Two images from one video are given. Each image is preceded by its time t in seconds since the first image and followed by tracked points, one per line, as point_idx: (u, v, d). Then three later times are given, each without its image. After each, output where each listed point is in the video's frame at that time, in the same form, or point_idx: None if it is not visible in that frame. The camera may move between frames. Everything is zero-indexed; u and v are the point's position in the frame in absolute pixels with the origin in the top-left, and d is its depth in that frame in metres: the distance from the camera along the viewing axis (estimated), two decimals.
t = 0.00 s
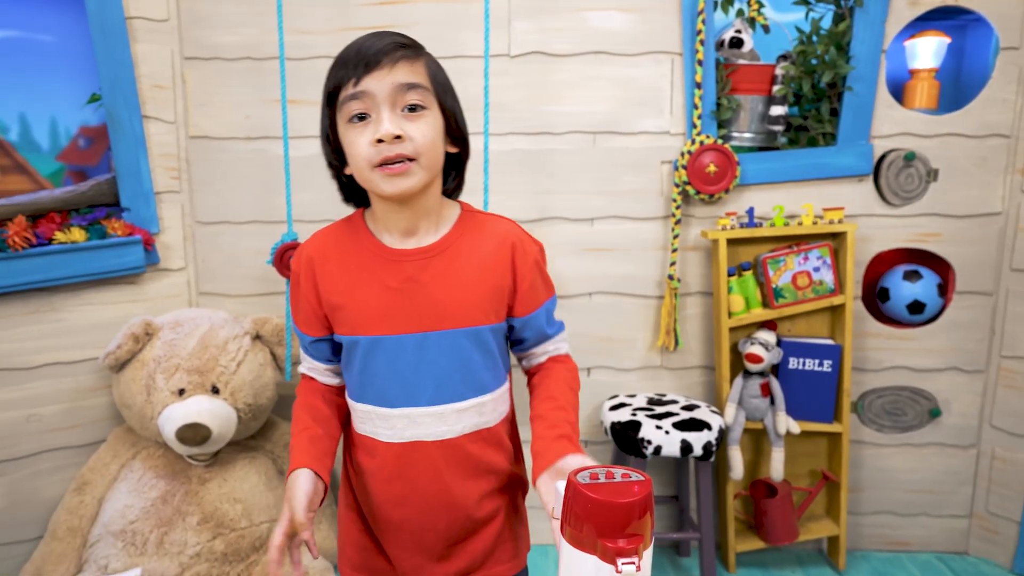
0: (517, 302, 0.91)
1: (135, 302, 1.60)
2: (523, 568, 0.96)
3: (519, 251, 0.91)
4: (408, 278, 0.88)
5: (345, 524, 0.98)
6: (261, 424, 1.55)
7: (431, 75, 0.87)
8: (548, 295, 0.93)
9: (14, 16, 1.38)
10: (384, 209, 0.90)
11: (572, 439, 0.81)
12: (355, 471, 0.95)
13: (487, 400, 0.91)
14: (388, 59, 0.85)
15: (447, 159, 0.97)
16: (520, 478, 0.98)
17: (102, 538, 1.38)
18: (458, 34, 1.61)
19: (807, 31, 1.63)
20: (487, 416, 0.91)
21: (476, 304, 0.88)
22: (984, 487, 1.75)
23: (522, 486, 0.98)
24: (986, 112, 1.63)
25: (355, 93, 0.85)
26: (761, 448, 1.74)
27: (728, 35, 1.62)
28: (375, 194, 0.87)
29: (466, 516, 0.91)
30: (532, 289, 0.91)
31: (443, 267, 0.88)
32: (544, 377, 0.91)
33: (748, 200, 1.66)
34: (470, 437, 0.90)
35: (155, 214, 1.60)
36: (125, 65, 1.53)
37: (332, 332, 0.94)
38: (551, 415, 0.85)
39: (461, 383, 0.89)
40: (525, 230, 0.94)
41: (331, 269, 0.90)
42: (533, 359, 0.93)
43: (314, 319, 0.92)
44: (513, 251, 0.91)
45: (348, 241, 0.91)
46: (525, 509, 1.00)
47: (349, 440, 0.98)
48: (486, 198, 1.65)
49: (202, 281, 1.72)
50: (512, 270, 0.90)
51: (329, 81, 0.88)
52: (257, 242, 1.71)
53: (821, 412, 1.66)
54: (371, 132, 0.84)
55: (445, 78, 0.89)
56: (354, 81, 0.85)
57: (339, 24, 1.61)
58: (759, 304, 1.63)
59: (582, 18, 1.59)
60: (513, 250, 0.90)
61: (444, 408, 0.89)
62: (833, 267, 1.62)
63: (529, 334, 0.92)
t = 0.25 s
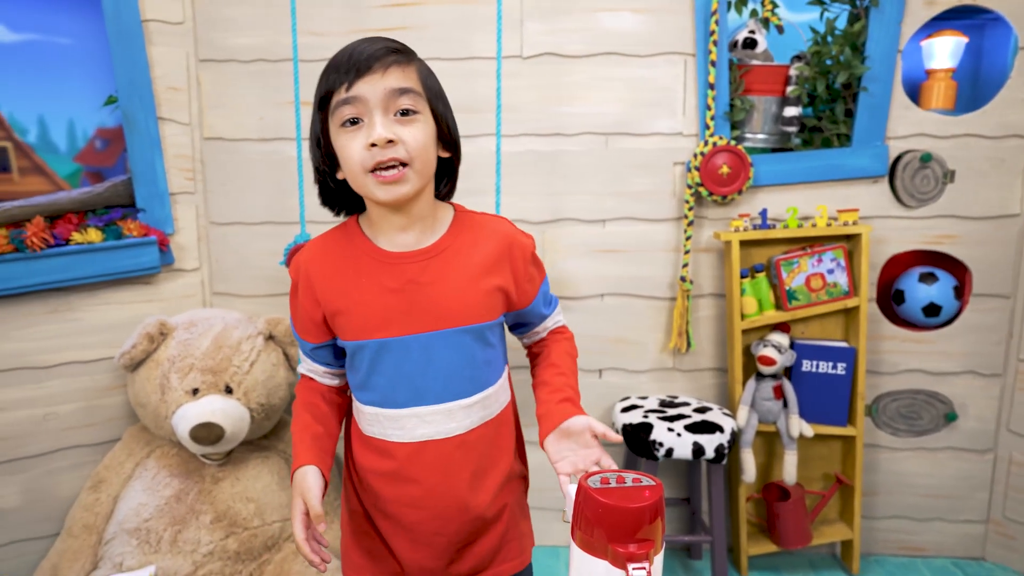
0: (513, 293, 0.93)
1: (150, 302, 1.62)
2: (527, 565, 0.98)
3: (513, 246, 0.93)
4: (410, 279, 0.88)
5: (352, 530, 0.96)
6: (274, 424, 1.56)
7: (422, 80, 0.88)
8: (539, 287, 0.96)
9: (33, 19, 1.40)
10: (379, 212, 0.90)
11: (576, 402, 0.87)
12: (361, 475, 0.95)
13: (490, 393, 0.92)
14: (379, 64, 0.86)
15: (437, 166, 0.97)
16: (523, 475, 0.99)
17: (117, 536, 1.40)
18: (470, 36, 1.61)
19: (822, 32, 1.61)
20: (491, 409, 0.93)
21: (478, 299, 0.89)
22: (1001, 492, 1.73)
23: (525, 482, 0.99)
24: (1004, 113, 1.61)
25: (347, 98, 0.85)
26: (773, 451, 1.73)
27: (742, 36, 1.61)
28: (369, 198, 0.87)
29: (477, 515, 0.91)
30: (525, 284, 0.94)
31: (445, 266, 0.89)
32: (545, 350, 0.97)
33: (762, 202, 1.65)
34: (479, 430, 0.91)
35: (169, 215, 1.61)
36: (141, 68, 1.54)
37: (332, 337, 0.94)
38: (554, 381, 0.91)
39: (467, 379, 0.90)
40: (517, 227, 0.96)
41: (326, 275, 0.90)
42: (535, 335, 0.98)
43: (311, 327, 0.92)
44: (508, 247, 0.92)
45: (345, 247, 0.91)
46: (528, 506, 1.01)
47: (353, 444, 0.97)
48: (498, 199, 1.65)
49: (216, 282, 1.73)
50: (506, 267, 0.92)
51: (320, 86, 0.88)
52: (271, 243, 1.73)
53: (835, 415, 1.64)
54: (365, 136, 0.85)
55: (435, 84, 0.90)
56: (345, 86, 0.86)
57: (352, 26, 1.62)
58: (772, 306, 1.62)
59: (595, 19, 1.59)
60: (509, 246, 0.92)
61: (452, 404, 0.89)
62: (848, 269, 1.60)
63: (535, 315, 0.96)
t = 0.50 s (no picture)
0: (537, 304, 0.93)
1: (160, 303, 1.63)
2: (539, 570, 0.97)
3: (538, 257, 0.93)
4: (435, 280, 0.88)
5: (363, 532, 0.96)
6: (282, 424, 1.57)
7: (460, 89, 0.88)
8: (560, 303, 0.96)
9: (46, 22, 1.41)
10: (409, 216, 0.90)
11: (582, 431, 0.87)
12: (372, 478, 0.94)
13: (508, 399, 0.92)
14: (419, 72, 0.85)
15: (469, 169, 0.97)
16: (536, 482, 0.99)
17: (127, 535, 1.41)
18: (479, 37, 1.61)
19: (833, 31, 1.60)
20: (507, 415, 0.93)
21: (503, 306, 0.89)
22: (1014, 496, 1.71)
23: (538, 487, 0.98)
24: (1018, 112, 1.60)
25: (385, 105, 0.85)
26: (782, 454, 1.72)
27: (752, 36, 1.60)
28: (402, 203, 0.87)
29: (488, 519, 0.91)
30: (549, 297, 0.94)
31: (469, 270, 0.89)
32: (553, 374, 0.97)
33: (772, 203, 1.64)
34: (492, 436, 0.91)
35: (179, 215, 1.62)
36: (152, 70, 1.55)
37: (352, 334, 0.93)
38: (560, 408, 0.90)
39: (485, 384, 0.89)
40: (542, 239, 0.96)
41: (353, 272, 0.90)
42: (545, 357, 0.98)
43: (334, 323, 0.91)
44: (533, 257, 0.93)
45: (371, 244, 0.91)
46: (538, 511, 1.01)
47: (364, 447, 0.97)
48: (506, 200, 1.65)
49: (225, 282, 1.74)
50: (531, 277, 0.92)
51: (358, 91, 0.88)
52: (280, 243, 1.73)
53: (845, 418, 1.63)
54: (401, 144, 0.85)
55: (472, 92, 0.89)
56: (384, 93, 0.85)
57: (361, 27, 1.62)
58: (781, 308, 1.61)
59: (603, 20, 1.59)
60: (534, 256, 0.92)
61: (470, 408, 0.89)
62: (859, 270, 1.59)
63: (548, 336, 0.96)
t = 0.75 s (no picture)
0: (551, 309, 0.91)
1: (162, 302, 1.63)
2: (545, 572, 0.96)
3: (554, 262, 0.92)
4: (446, 280, 0.88)
5: (366, 528, 0.97)
6: (284, 423, 1.57)
7: (485, 91, 0.88)
8: (574, 307, 0.94)
9: (49, 22, 1.42)
10: (425, 215, 0.90)
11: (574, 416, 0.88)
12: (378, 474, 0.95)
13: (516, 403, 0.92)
14: (444, 73, 0.85)
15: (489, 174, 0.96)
16: (544, 485, 0.98)
17: (129, 532, 1.41)
18: (480, 37, 1.61)
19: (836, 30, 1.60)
20: (514, 418, 0.92)
21: (515, 311, 0.88)
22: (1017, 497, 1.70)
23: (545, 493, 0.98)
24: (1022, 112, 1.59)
25: (409, 103, 0.85)
26: (784, 454, 1.71)
27: (753, 36, 1.59)
28: (420, 203, 0.87)
29: (492, 520, 0.91)
30: (565, 304, 0.92)
31: (480, 271, 0.88)
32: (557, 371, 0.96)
33: (774, 202, 1.64)
34: (497, 438, 0.91)
35: (182, 215, 1.63)
36: (155, 69, 1.56)
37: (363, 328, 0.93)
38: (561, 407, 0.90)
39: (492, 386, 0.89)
40: (559, 244, 0.95)
41: (366, 268, 0.90)
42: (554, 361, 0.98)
43: (346, 318, 0.91)
44: (548, 262, 0.91)
45: (386, 240, 0.91)
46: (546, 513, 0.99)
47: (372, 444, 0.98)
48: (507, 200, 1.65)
49: (227, 282, 1.75)
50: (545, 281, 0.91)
51: (382, 88, 0.88)
52: (282, 243, 1.74)
53: (847, 418, 1.62)
54: (423, 143, 0.85)
55: (497, 95, 0.89)
56: (408, 91, 0.85)
57: (363, 27, 1.63)
58: (783, 307, 1.60)
59: (605, 20, 1.58)
60: (549, 261, 0.91)
61: (476, 408, 0.89)
62: (861, 270, 1.58)
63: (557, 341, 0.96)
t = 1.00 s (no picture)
0: (563, 314, 0.90)
1: (160, 302, 1.63)
2: None
3: (567, 268, 0.90)
4: (456, 283, 0.87)
5: (367, 529, 0.96)
6: (282, 423, 1.57)
7: (502, 91, 0.86)
8: (586, 315, 0.92)
9: (48, 21, 1.41)
10: (438, 214, 0.89)
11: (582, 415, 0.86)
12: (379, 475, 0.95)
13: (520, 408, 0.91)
14: (461, 73, 0.84)
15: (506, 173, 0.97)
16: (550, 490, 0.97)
17: (126, 533, 1.41)
18: (479, 36, 1.61)
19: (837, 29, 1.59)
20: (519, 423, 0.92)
21: (525, 316, 0.87)
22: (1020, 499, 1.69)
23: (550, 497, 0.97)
24: None
25: (424, 103, 0.84)
26: (784, 455, 1.70)
27: (754, 34, 1.58)
28: (433, 203, 0.86)
29: (493, 525, 0.90)
30: (578, 310, 0.91)
31: (490, 274, 0.87)
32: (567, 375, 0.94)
33: (774, 202, 1.63)
34: (500, 443, 0.90)
35: (180, 214, 1.63)
36: (153, 69, 1.55)
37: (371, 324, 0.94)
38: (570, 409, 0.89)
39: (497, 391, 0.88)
40: (574, 250, 0.93)
41: (377, 265, 0.90)
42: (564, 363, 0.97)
43: (356, 313, 0.92)
44: (561, 268, 0.90)
45: (397, 238, 0.91)
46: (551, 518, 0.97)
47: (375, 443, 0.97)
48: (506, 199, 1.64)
49: (226, 282, 1.75)
50: (558, 286, 0.90)
51: (399, 86, 0.87)
52: (280, 242, 1.74)
53: (848, 419, 1.61)
54: (438, 145, 0.84)
55: (514, 94, 0.88)
56: (424, 91, 0.84)
57: (362, 26, 1.62)
58: (783, 308, 1.59)
59: (604, 18, 1.58)
60: (562, 266, 0.90)
61: (478, 412, 0.89)
62: (862, 270, 1.57)
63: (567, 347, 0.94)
